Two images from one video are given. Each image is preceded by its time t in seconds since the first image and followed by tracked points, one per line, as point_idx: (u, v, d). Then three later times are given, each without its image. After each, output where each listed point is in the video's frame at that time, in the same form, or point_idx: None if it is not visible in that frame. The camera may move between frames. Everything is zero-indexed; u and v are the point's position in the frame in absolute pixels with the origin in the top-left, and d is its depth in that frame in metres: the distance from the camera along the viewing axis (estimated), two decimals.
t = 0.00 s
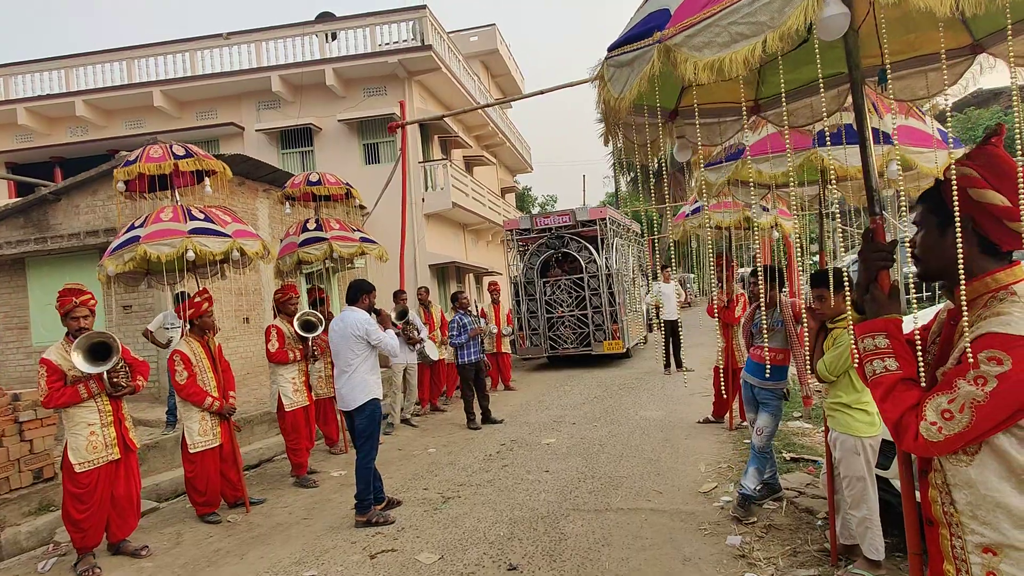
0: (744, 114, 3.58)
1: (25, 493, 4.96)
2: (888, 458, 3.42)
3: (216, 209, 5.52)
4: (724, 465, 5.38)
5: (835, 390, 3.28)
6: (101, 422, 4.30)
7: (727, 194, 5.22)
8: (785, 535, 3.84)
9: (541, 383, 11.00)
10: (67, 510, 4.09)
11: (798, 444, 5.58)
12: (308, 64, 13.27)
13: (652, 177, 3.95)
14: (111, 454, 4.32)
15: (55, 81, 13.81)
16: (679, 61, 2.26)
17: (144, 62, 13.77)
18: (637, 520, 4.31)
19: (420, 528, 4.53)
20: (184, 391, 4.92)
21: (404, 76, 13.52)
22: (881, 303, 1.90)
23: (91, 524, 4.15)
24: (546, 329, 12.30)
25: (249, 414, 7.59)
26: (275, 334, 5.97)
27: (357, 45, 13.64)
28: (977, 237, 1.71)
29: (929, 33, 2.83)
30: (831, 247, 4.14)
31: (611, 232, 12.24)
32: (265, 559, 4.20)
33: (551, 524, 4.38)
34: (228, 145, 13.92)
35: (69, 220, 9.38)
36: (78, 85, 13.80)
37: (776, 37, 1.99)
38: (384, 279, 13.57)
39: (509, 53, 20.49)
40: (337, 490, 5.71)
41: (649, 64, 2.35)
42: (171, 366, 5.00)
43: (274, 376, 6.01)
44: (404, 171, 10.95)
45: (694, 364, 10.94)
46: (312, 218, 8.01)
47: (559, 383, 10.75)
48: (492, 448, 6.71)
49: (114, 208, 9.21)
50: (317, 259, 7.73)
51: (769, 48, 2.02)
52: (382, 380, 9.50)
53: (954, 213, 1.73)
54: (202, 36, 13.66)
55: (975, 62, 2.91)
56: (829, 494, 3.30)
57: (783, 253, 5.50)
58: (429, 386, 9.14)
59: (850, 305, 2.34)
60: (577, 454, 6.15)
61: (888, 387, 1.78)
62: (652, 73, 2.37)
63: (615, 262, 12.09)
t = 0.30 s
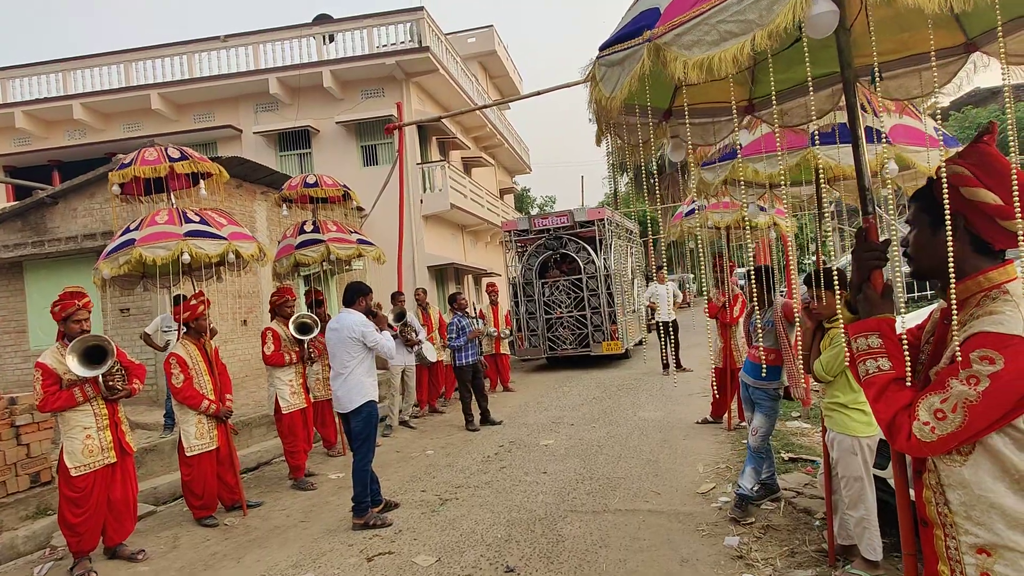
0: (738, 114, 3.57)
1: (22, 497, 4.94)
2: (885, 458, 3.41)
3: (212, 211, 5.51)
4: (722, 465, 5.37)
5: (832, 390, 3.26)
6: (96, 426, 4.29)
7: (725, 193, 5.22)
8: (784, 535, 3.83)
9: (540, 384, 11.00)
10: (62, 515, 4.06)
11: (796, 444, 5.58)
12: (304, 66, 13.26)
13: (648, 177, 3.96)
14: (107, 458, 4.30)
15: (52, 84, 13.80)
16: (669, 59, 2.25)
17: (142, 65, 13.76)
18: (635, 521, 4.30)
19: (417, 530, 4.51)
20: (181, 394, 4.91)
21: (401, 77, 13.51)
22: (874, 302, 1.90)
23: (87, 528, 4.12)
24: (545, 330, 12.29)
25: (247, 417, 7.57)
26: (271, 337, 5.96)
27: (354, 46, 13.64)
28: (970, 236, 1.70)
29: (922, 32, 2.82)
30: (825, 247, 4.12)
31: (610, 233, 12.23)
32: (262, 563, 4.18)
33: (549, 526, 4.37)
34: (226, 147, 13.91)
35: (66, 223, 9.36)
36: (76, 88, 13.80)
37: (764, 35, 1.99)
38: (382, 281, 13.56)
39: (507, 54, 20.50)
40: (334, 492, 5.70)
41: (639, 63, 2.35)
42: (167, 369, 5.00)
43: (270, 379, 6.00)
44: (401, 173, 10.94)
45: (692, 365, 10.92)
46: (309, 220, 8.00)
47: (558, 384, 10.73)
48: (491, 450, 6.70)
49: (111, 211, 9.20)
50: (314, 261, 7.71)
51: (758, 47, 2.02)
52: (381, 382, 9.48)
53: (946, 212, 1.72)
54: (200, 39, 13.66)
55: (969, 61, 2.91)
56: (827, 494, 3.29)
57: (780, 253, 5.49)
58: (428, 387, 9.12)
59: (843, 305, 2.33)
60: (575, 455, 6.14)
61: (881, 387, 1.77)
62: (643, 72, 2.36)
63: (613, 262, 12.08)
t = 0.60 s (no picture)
0: (736, 116, 3.58)
1: (21, 500, 4.93)
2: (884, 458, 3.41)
3: (210, 213, 5.52)
4: (721, 466, 5.37)
5: (831, 390, 3.26)
6: (95, 428, 4.28)
7: (723, 194, 5.23)
8: (783, 537, 3.83)
9: (539, 385, 10.99)
10: (61, 518, 4.05)
11: (795, 445, 5.58)
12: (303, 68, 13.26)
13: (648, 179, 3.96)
14: (106, 461, 4.30)
15: (52, 87, 13.81)
16: (665, 61, 2.25)
17: (141, 68, 13.77)
18: (634, 523, 4.30)
19: (416, 532, 4.51)
20: (179, 397, 4.91)
21: (400, 79, 13.53)
22: (871, 303, 1.90)
23: (86, 531, 4.12)
24: (544, 331, 12.29)
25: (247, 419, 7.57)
26: (270, 339, 5.95)
27: (353, 49, 13.65)
28: (965, 237, 1.70)
29: (918, 34, 2.83)
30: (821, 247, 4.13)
31: (609, 234, 12.24)
32: (261, 565, 4.18)
33: (548, 527, 4.36)
34: (225, 149, 13.91)
35: (65, 225, 9.36)
36: (75, 91, 13.81)
37: (759, 37, 1.99)
38: (381, 283, 13.56)
39: (506, 56, 20.53)
40: (334, 494, 5.69)
41: (636, 65, 2.35)
42: (166, 372, 5.00)
43: (270, 381, 6.01)
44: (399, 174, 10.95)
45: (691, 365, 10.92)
46: (308, 222, 8.00)
47: (557, 386, 10.73)
48: (490, 452, 6.70)
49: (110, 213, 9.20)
50: (314, 264, 7.70)
51: (753, 49, 2.02)
52: (380, 384, 9.48)
53: (942, 213, 1.72)
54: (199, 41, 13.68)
55: (966, 63, 2.92)
56: (826, 495, 3.28)
57: (779, 254, 5.50)
58: (427, 389, 9.10)
59: (840, 306, 2.33)
60: (574, 457, 6.14)
61: (876, 389, 1.77)
62: (639, 74, 2.37)
63: (612, 263, 12.08)
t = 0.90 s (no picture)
0: (738, 118, 3.58)
1: (23, 503, 4.93)
2: (885, 459, 3.41)
3: (211, 216, 5.53)
4: (722, 468, 5.37)
5: (833, 391, 3.25)
6: (97, 431, 4.29)
7: (724, 196, 5.23)
8: (784, 538, 3.83)
9: (541, 387, 10.99)
10: (63, 520, 4.07)
11: (797, 446, 5.58)
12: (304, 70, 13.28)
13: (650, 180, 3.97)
14: (108, 463, 4.31)
15: (54, 89, 13.84)
16: (666, 65, 2.26)
17: (143, 70, 13.80)
18: (635, 525, 4.30)
19: (418, 534, 4.52)
20: (181, 399, 4.91)
21: (401, 81, 13.54)
22: (872, 306, 1.90)
23: (88, 532, 4.12)
24: (545, 333, 12.29)
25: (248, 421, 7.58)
26: (271, 341, 5.95)
27: (354, 51, 13.67)
28: (966, 239, 1.70)
29: (918, 37, 2.83)
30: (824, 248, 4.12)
31: (610, 236, 12.24)
32: (262, 567, 4.18)
33: (549, 529, 4.36)
34: (226, 152, 13.94)
35: (67, 228, 9.38)
36: (77, 93, 13.83)
37: (760, 41, 2.00)
38: (382, 285, 13.57)
39: (507, 58, 20.56)
40: (335, 496, 5.70)
41: (637, 68, 2.36)
42: (167, 374, 5.01)
43: (272, 383, 6.01)
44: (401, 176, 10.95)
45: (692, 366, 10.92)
46: (309, 224, 8.01)
47: (558, 387, 10.74)
48: (491, 453, 6.70)
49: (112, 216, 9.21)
50: (315, 266, 7.71)
51: (754, 53, 2.02)
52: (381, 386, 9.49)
53: (943, 216, 1.72)
54: (201, 44, 13.71)
55: (967, 66, 2.91)
56: (827, 497, 3.28)
57: (781, 255, 5.50)
58: (428, 390, 9.06)
59: (841, 308, 2.33)
60: (575, 459, 6.14)
61: (877, 390, 1.77)
62: (640, 77, 2.37)
63: (613, 265, 12.08)
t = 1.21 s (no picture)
0: (741, 121, 3.59)
1: (29, 503, 4.96)
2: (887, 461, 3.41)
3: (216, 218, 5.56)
4: (726, 469, 5.37)
5: (835, 392, 3.24)
6: (103, 432, 4.31)
7: (727, 198, 5.22)
8: (787, 539, 3.83)
9: (544, 388, 11.00)
10: (69, 520, 4.09)
11: (800, 447, 5.57)
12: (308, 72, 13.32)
13: (653, 181, 3.98)
14: (114, 464, 4.33)
15: (59, 92, 13.91)
16: (669, 68, 2.27)
17: (148, 73, 13.86)
18: (638, 526, 4.30)
19: (421, 535, 4.53)
20: (185, 400, 4.93)
21: (405, 83, 13.58)
22: (874, 308, 1.90)
23: (93, 533, 4.15)
24: (548, 334, 12.30)
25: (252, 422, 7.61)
26: (275, 343, 5.97)
27: (358, 53, 13.70)
28: (967, 241, 1.70)
29: (921, 40, 2.83)
30: (826, 250, 4.12)
31: (613, 237, 12.24)
32: (266, 568, 4.20)
33: (552, 530, 4.37)
34: (231, 153, 13.98)
35: (72, 229, 9.42)
36: (82, 95, 13.89)
37: (762, 45, 2.00)
38: (385, 286, 13.60)
39: (510, 59, 20.58)
40: (339, 497, 5.71)
41: (640, 72, 2.37)
42: (172, 375, 5.02)
43: (276, 384, 6.04)
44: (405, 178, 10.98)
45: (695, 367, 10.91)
46: (312, 226, 8.03)
47: (561, 388, 10.74)
48: (494, 454, 6.72)
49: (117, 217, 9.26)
50: (318, 267, 7.74)
51: (756, 57, 2.03)
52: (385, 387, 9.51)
53: (944, 218, 1.73)
54: (205, 46, 13.76)
55: (971, 69, 2.90)
56: (830, 498, 3.28)
57: (785, 256, 5.51)
58: (432, 391, 9.13)
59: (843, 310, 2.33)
60: (578, 460, 6.15)
61: (878, 391, 1.78)
62: (644, 81, 2.38)
63: (617, 266, 12.08)
